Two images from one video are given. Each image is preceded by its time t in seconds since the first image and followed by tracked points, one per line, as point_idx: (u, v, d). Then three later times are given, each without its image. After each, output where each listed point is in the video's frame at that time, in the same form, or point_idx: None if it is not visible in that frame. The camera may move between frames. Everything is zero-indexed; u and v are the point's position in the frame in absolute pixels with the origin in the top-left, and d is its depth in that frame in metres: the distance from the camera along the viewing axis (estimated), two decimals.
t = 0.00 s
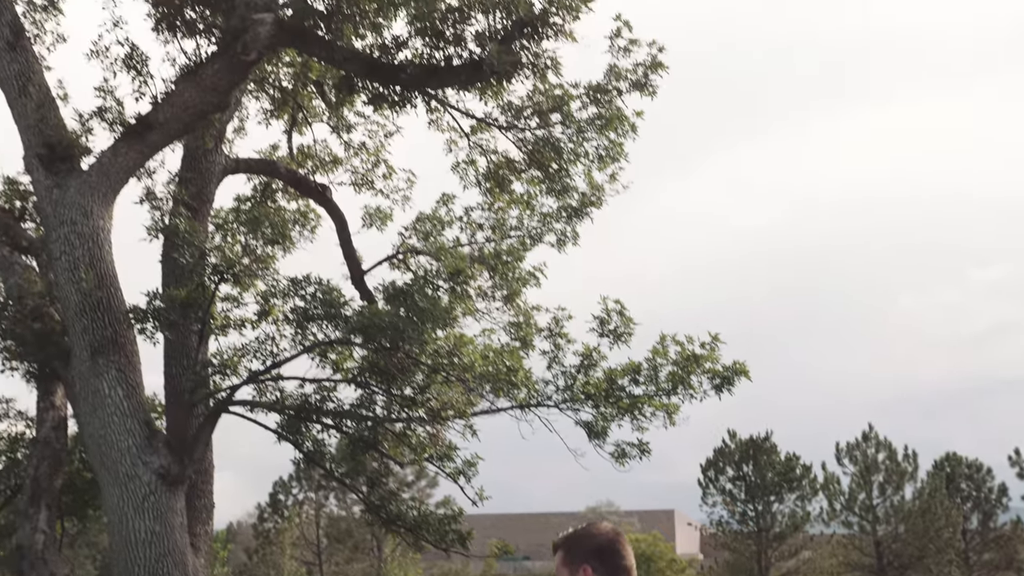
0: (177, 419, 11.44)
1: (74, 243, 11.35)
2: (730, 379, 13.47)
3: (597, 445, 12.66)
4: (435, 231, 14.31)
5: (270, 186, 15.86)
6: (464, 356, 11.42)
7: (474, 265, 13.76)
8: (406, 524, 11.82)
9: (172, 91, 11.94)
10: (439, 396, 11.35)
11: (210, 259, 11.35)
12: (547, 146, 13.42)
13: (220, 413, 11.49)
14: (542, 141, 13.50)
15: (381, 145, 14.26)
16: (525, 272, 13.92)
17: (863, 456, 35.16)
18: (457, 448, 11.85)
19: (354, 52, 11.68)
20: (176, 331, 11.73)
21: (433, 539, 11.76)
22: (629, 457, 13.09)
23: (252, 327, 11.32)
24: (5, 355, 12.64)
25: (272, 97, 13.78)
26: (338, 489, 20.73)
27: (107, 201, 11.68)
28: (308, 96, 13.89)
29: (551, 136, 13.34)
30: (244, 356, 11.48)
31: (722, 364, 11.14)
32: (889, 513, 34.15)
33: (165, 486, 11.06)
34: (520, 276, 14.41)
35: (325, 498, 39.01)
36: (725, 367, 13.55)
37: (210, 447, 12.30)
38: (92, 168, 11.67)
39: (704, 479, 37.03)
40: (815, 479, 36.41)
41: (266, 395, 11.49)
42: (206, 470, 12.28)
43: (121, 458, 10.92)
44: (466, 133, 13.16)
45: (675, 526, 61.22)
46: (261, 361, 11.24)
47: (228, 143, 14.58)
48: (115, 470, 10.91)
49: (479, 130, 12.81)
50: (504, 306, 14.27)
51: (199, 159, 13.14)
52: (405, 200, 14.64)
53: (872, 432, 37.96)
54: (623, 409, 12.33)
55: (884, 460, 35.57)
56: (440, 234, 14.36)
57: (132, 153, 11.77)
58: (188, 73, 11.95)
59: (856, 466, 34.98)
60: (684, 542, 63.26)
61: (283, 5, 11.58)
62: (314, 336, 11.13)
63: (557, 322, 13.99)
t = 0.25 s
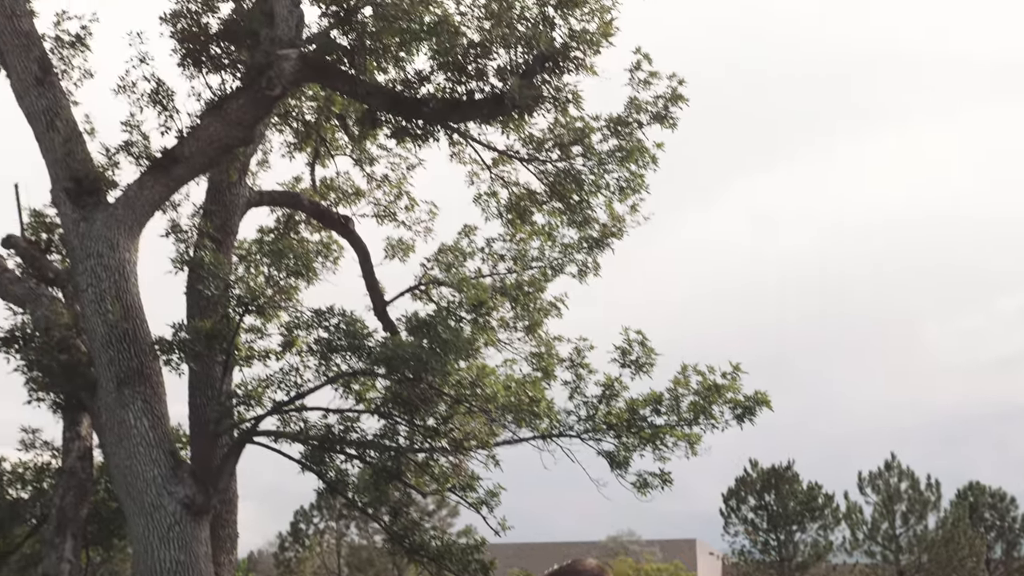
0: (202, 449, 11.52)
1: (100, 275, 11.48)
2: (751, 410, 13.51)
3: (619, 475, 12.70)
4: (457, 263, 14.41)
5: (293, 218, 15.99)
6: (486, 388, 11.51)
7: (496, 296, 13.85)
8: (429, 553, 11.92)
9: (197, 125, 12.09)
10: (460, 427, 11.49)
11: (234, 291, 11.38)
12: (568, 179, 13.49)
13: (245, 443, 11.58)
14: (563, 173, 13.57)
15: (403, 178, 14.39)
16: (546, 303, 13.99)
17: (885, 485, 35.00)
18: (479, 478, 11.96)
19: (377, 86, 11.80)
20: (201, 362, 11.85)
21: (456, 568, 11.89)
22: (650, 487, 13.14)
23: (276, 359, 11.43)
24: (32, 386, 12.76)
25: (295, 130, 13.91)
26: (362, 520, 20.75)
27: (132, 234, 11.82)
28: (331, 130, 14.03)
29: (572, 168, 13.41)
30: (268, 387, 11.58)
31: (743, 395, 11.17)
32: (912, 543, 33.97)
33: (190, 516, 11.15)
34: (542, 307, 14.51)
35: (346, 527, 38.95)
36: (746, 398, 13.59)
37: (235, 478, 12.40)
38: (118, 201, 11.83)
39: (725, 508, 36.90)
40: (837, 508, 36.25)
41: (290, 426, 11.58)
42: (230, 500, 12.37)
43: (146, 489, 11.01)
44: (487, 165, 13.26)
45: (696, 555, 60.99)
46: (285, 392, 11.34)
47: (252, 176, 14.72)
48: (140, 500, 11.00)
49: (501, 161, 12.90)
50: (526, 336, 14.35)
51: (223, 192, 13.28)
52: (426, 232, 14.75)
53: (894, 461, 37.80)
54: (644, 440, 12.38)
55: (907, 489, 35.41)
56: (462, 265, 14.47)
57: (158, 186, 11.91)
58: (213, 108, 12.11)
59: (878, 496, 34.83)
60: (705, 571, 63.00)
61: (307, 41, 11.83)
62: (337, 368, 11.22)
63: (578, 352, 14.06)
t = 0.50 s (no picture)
0: (231, 477, 11.61)
1: (130, 304, 11.61)
2: (776, 437, 13.53)
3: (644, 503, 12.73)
4: (482, 291, 14.50)
5: (319, 247, 16.11)
6: (512, 416, 11.57)
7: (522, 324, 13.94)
8: None
9: (225, 156, 12.23)
10: (486, 455, 11.51)
11: (262, 320, 11.45)
12: (593, 208, 13.55)
13: (273, 471, 11.68)
14: (588, 203, 13.63)
15: (429, 208, 14.51)
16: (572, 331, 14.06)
17: (912, 512, 34.89)
18: (506, 505, 12.03)
19: (403, 118, 11.99)
20: (229, 391, 11.98)
21: None
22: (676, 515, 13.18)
23: (303, 388, 11.55)
24: (62, 415, 12.88)
25: (322, 161, 14.03)
26: (389, 548, 20.77)
27: (162, 264, 11.96)
28: (357, 160, 14.16)
29: (597, 197, 13.48)
30: (296, 415, 11.68)
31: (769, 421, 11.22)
32: (940, 570, 33.82)
33: (219, 543, 11.22)
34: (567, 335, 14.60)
35: (370, 555, 38.92)
36: (772, 425, 13.61)
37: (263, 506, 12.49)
38: (147, 231, 11.98)
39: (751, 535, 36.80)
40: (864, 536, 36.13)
41: (318, 454, 11.66)
42: (258, 528, 12.44)
43: (175, 516, 11.11)
44: (513, 195, 13.36)
45: None
46: (312, 421, 11.44)
47: (278, 206, 14.86)
48: (169, 527, 11.11)
49: (526, 191, 13.00)
50: (551, 364, 14.42)
51: (251, 222, 13.40)
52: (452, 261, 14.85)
53: (920, 488, 37.67)
54: (670, 467, 12.42)
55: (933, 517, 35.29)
56: (487, 293, 14.56)
57: (187, 218, 12.08)
58: (241, 140, 12.24)
59: (905, 523, 34.72)
60: None
61: (334, 73, 11.96)
62: (364, 396, 11.31)
63: (604, 380, 14.11)
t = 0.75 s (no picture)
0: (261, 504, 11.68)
1: (161, 333, 11.71)
2: (805, 464, 13.52)
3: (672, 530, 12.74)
4: (510, 318, 14.56)
5: (348, 275, 16.21)
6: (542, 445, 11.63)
7: (550, 351, 13.99)
8: None
9: (255, 186, 12.34)
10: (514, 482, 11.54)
11: (291, 348, 11.48)
12: (620, 236, 13.59)
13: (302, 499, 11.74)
14: (615, 230, 13.67)
15: (457, 236, 14.58)
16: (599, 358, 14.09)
17: (941, 538, 34.68)
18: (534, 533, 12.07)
19: (431, 147, 12.04)
20: (259, 418, 12.06)
21: None
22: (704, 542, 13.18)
23: (332, 416, 11.61)
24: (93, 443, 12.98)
25: (350, 189, 14.13)
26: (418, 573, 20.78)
27: (193, 292, 12.07)
28: (386, 189, 14.25)
29: (624, 225, 13.51)
30: (325, 443, 11.73)
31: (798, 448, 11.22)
32: None
33: (249, 570, 11.29)
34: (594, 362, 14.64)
35: None
36: (800, 452, 13.60)
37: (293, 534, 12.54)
38: (178, 261, 12.09)
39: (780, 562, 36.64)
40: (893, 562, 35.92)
41: (347, 481, 11.72)
42: (288, 555, 12.50)
43: (205, 544, 11.18)
44: (540, 223, 13.42)
45: None
46: (342, 448, 11.50)
47: (307, 234, 14.96)
48: (200, 554, 11.18)
49: (553, 219, 13.07)
50: (579, 391, 14.47)
51: (281, 251, 13.50)
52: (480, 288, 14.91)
53: (950, 513, 37.46)
54: (697, 494, 12.42)
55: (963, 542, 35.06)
56: (515, 320, 14.62)
57: (217, 246, 12.19)
58: (271, 169, 12.34)
59: (935, 549, 34.52)
60: None
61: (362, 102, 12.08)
62: (393, 424, 11.35)
63: (631, 407, 14.13)
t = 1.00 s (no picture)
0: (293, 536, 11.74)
1: (193, 366, 11.81)
2: (835, 495, 13.50)
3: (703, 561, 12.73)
4: (539, 350, 14.61)
5: (377, 307, 16.29)
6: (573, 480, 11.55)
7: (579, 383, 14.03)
8: None
9: (287, 220, 12.45)
10: (545, 513, 11.55)
11: (323, 382, 11.56)
12: (649, 268, 13.63)
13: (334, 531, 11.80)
14: (644, 263, 13.72)
15: (486, 268, 14.65)
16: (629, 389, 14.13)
17: (974, 567, 34.40)
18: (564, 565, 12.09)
19: (461, 181, 12.10)
20: (291, 451, 12.13)
21: None
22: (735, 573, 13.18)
23: (363, 449, 11.68)
24: (126, 475, 13.08)
25: (380, 223, 14.22)
26: None
27: (225, 326, 12.18)
28: (416, 223, 14.33)
29: (652, 257, 13.56)
30: (357, 475, 11.80)
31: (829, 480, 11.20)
32: None
33: None
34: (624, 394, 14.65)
35: None
36: (830, 483, 13.59)
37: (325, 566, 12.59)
38: (211, 294, 12.21)
39: None
40: None
41: (378, 514, 11.78)
42: None
43: None
44: (569, 255, 13.48)
45: None
46: (373, 481, 11.56)
47: (337, 267, 15.07)
48: None
49: (582, 252, 13.13)
50: (608, 423, 14.49)
51: (312, 284, 13.60)
52: (509, 320, 14.97)
53: (983, 542, 37.16)
54: (727, 525, 12.42)
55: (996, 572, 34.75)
56: (544, 352, 14.66)
57: (249, 280, 12.31)
58: (302, 204, 12.45)
59: None
60: None
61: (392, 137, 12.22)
62: (424, 456, 11.41)
63: (661, 439, 14.15)
